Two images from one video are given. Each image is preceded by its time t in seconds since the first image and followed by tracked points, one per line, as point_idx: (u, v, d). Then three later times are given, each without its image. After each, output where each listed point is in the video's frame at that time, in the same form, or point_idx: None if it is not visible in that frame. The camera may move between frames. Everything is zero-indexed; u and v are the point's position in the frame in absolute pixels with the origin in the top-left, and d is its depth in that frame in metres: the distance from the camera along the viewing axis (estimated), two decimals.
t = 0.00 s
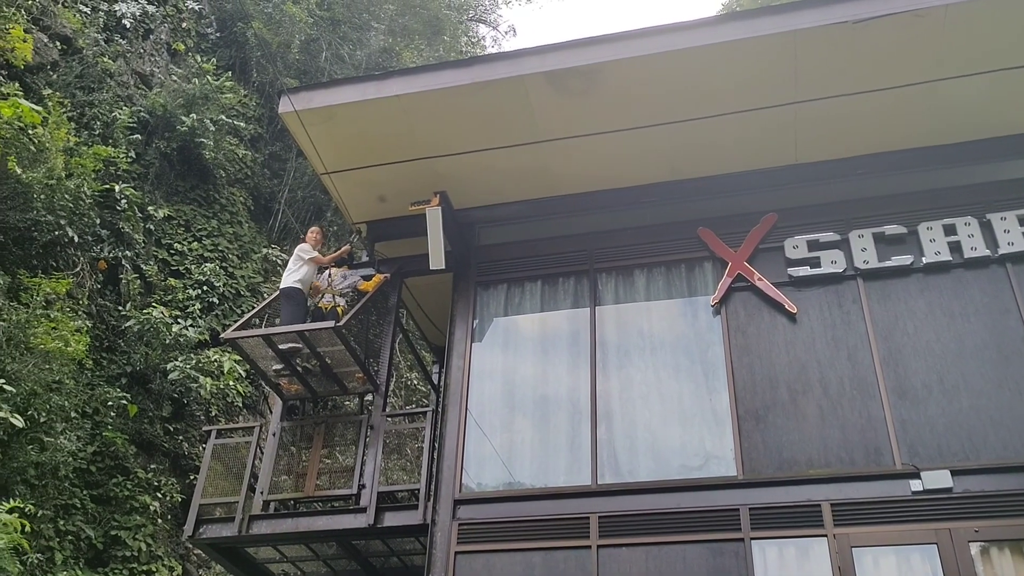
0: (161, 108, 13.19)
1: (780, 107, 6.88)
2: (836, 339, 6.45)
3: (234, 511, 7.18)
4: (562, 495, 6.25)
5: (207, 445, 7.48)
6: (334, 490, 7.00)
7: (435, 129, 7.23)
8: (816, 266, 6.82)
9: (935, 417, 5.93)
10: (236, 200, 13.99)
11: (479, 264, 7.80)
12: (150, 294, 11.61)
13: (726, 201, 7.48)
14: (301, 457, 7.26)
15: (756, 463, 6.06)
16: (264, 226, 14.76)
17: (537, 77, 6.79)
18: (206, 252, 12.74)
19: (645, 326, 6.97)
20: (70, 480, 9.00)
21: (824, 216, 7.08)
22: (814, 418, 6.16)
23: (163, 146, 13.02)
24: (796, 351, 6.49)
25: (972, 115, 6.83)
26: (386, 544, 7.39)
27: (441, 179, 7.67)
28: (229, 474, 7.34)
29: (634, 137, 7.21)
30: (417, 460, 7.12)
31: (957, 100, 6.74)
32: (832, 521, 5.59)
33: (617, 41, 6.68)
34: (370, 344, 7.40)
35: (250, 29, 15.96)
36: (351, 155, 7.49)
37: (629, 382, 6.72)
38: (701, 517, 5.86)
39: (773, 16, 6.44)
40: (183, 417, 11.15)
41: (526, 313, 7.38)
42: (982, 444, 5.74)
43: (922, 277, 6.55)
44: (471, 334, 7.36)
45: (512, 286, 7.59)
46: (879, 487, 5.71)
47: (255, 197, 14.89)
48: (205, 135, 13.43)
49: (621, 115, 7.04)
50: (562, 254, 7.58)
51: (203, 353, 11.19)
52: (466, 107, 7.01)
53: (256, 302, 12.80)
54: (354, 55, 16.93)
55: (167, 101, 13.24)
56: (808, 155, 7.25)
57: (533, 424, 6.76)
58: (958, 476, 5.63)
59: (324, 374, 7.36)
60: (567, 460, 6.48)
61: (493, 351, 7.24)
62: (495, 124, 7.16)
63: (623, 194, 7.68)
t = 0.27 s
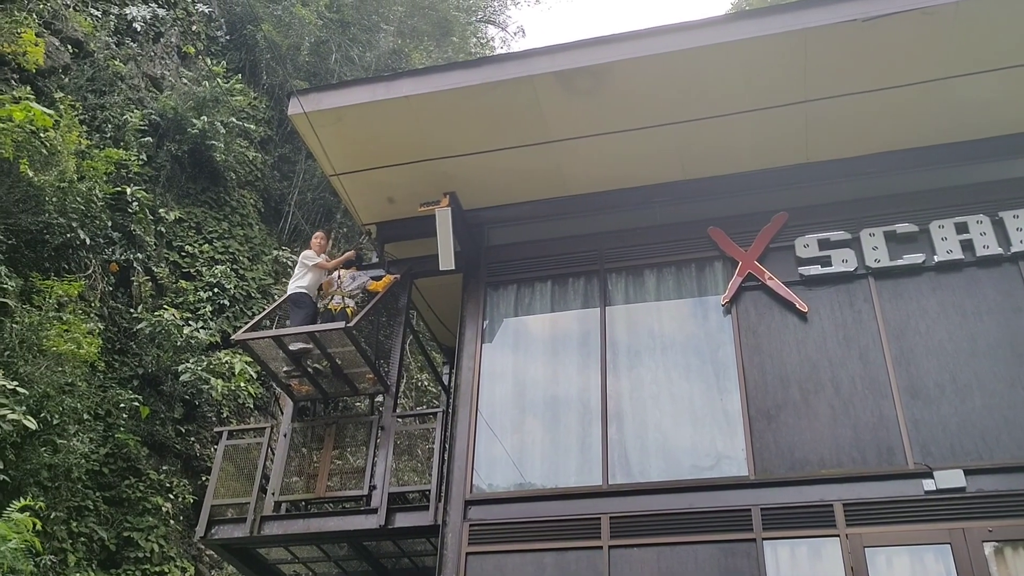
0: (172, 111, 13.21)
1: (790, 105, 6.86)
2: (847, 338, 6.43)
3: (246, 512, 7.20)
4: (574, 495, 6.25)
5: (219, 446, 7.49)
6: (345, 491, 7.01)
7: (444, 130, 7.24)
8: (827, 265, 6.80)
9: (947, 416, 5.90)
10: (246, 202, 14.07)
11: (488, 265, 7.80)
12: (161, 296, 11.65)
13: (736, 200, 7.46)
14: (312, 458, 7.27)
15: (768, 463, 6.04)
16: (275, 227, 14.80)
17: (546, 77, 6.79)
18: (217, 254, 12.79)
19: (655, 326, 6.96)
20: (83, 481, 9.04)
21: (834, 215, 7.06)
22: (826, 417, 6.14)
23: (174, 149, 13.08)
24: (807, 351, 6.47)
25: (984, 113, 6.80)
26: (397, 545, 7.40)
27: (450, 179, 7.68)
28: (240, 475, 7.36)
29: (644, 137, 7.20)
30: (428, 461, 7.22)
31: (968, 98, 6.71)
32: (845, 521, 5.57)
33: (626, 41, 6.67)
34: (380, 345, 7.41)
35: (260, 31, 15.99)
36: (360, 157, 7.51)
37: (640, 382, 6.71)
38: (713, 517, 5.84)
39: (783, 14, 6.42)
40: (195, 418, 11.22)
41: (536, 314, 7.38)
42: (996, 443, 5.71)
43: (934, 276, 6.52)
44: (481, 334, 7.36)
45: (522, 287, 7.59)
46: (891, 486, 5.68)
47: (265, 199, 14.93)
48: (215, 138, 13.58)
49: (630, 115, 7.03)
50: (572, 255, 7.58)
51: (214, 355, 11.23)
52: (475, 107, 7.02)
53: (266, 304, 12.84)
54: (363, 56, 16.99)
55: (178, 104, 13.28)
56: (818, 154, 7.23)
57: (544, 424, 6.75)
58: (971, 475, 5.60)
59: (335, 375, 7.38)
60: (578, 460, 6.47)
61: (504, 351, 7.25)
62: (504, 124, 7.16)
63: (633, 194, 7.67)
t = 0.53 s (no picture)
0: (182, 113, 13.25)
1: (799, 104, 6.85)
2: (858, 338, 6.41)
3: (257, 513, 7.22)
4: (584, 495, 6.25)
5: (229, 447, 7.53)
6: (355, 492, 7.01)
7: (453, 131, 7.25)
8: (837, 264, 6.78)
9: (959, 416, 5.87)
10: (256, 204, 14.08)
11: (498, 265, 7.81)
12: (172, 298, 11.69)
13: (745, 200, 7.45)
14: (322, 459, 7.29)
15: (779, 463, 6.03)
16: (285, 229, 14.84)
17: (555, 77, 6.79)
18: (227, 256, 12.83)
19: (665, 326, 6.95)
20: (95, 482, 9.08)
21: (844, 214, 7.04)
22: (837, 417, 6.12)
23: (184, 151, 13.12)
24: (818, 350, 6.45)
25: (994, 111, 6.77)
26: (408, 545, 7.41)
27: (459, 180, 7.69)
28: (251, 476, 7.39)
29: (652, 136, 7.19)
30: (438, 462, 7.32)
31: (979, 96, 6.68)
32: (856, 521, 5.55)
33: (635, 40, 6.68)
34: (390, 346, 7.42)
35: (269, 34, 16.02)
36: (369, 158, 7.53)
37: (651, 382, 6.70)
38: (724, 517, 5.83)
39: (792, 13, 6.42)
40: (205, 420, 11.25)
41: (546, 314, 7.38)
42: (1009, 443, 5.68)
43: (945, 275, 6.49)
44: (491, 335, 7.37)
45: (531, 287, 7.59)
46: (903, 486, 5.66)
47: (275, 201, 14.98)
48: (225, 140, 13.58)
49: (639, 115, 7.03)
50: (581, 255, 7.58)
51: (225, 356, 11.27)
52: (483, 108, 7.03)
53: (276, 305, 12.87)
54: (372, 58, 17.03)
55: (188, 106, 13.30)
56: (828, 152, 7.22)
57: (554, 425, 6.75)
58: (983, 475, 5.57)
59: (345, 375, 7.39)
60: (588, 460, 6.47)
61: (514, 352, 7.25)
62: (513, 125, 7.17)
63: (642, 194, 7.66)
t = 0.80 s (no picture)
0: (190, 116, 13.30)
1: (808, 104, 6.83)
2: (868, 338, 6.39)
3: (266, 515, 7.24)
4: (593, 497, 6.24)
5: (239, 449, 7.55)
6: (364, 493, 7.01)
7: (461, 132, 7.25)
8: (847, 264, 6.76)
9: (970, 416, 5.85)
10: (264, 206, 14.15)
11: (506, 266, 7.81)
12: (181, 299, 11.73)
13: (754, 200, 7.43)
14: (331, 461, 7.30)
15: (789, 463, 6.01)
16: (293, 231, 14.88)
17: (563, 78, 6.79)
18: (236, 258, 12.86)
19: (674, 326, 6.94)
20: (106, 484, 9.11)
21: (854, 214, 7.02)
22: (847, 417, 6.10)
23: (192, 153, 13.16)
24: (828, 351, 6.43)
25: (1005, 109, 6.74)
26: (417, 547, 7.42)
27: (467, 181, 7.69)
28: (260, 478, 7.41)
29: (660, 137, 7.19)
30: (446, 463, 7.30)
31: (989, 95, 6.65)
32: (867, 522, 5.53)
33: (643, 41, 6.67)
34: (398, 347, 7.43)
35: (277, 36, 16.05)
36: (378, 159, 7.53)
37: (659, 383, 6.69)
38: (734, 518, 5.82)
39: (801, 12, 6.40)
40: (215, 421, 11.28)
41: (554, 315, 7.38)
42: (1020, 444, 5.66)
43: (956, 274, 6.47)
44: (499, 336, 7.37)
45: (540, 288, 7.59)
46: (914, 487, 5.64)
47: (283, 203, 15.03)
48: (234, 142, 13.61)
49: (647, 115, 7.02)
50: (589, 256, 7.57)
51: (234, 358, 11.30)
52: (491, 110, 7.03)
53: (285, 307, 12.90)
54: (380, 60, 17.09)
55: (196, 109, 13.35)
56: (837, 152, 7.20)
57: (563, 426, 6.75)
58: (995, 476, 5.54)
59: (354, 377, 7.40)
60: (597, 461, 6.47)
61: (522, 353, 7.24)
62: (521, 126, 7.17)
63: (650, 194, 7.65)
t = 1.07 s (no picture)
0: (200, 120, 13.36)
1: (818, 106, 6.82)
2: (878, 340, 6.37)
3: (276, 518, 7.25)
4: (603, 499, 6.23)
5: (250, 451, 7.58)
6: (373, 496, 7.03)
7: (470, 135, 7.26)
8: (857, 266, 6.74)
9: (982, 419, 5.82)
10: (273, 210, 14.15)
11: (515, 269, 7.81)
12: (191, 303, 11.77)
13: (763, 202, 7.42)
14: (341, 464, 7.32)
15: (799, 466, 5.99)
16: (302, 234, 14.91)
17: (572, 81, 6.79)
18: (245, 261, 12.90)
19: (683, 329, 6.93)
20: (116, 488, 9.14)
21: (863, 215, 7.00)
22: (857, 420, 6.08)
23: (202, 157, 13.19)
24: (837, 353, 6.41)
25: (1016, 110, 6.71)
26: (426, 550, 7.42)
27: (476, 184, 7.70)
28: (270, 481, 7.44)
29: (669, 139, 7.18)
30: (455, 466, 7.17)
31: (999, 95, 6.63)
32: (878, 525, 5.51)
33: (652, 43, 6.66)
34: (407, 350, 7.44)
35: (285, 40, 16.09)
36: (386, 162, 7.54)
37: (668, 386, 6.68)
38: (744, 521, 5.80)
39: (811, 14, 6.39)
40: (225, 424, 11.31)
41: (563, 318, 7.37)
42: None
43: (966, 276, 6.44)
44: (508, 339, 7.37)
45: (548, 291, 7.59)
46: (925, 489, 5.62)
47: (292, 206, 15.07)
48: (243, 146, 13.64)
49: (655, 117, 7.01)
50: (597, 258, 7.57)
51: (243, 361, 11.33)
52: (500, 112, 7.04)
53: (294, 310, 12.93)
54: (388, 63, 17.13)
55: (206, 113, 13.41)
56: (846, 153, 7.18)
57: (572, 429, 6.74)
58: (1007, 478, 5.52)
59: (363, 380, 7.41)
60: (607, 464, 6.46)
61: (531, 356, 7.24)
62: (530, 128, 7.17)
63: (659, 197, 7.64)
